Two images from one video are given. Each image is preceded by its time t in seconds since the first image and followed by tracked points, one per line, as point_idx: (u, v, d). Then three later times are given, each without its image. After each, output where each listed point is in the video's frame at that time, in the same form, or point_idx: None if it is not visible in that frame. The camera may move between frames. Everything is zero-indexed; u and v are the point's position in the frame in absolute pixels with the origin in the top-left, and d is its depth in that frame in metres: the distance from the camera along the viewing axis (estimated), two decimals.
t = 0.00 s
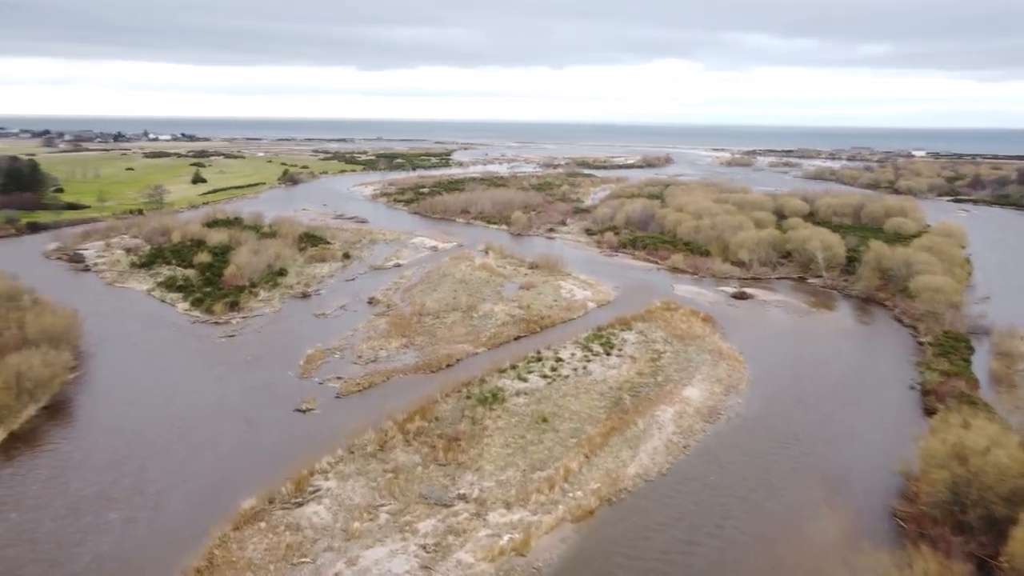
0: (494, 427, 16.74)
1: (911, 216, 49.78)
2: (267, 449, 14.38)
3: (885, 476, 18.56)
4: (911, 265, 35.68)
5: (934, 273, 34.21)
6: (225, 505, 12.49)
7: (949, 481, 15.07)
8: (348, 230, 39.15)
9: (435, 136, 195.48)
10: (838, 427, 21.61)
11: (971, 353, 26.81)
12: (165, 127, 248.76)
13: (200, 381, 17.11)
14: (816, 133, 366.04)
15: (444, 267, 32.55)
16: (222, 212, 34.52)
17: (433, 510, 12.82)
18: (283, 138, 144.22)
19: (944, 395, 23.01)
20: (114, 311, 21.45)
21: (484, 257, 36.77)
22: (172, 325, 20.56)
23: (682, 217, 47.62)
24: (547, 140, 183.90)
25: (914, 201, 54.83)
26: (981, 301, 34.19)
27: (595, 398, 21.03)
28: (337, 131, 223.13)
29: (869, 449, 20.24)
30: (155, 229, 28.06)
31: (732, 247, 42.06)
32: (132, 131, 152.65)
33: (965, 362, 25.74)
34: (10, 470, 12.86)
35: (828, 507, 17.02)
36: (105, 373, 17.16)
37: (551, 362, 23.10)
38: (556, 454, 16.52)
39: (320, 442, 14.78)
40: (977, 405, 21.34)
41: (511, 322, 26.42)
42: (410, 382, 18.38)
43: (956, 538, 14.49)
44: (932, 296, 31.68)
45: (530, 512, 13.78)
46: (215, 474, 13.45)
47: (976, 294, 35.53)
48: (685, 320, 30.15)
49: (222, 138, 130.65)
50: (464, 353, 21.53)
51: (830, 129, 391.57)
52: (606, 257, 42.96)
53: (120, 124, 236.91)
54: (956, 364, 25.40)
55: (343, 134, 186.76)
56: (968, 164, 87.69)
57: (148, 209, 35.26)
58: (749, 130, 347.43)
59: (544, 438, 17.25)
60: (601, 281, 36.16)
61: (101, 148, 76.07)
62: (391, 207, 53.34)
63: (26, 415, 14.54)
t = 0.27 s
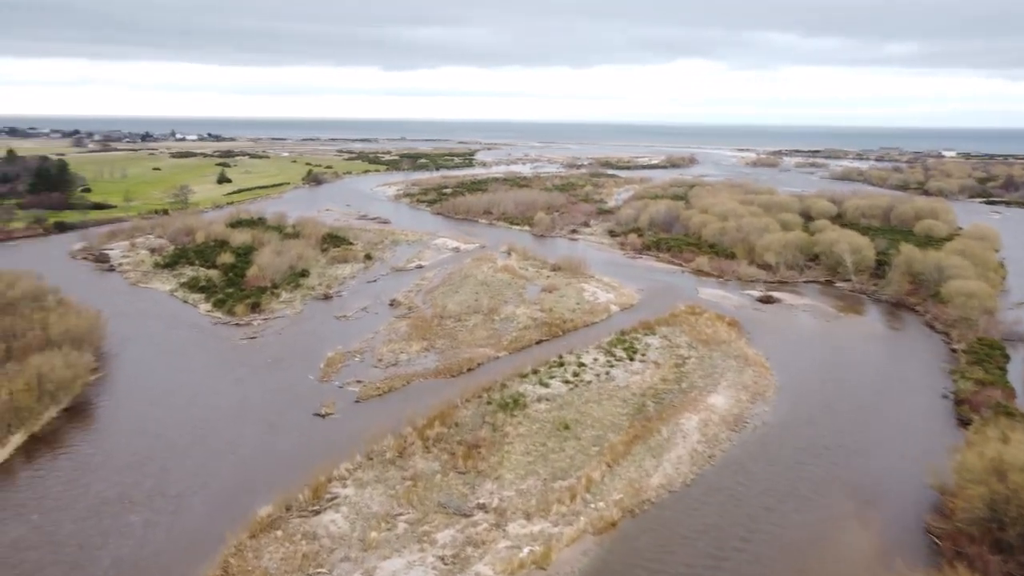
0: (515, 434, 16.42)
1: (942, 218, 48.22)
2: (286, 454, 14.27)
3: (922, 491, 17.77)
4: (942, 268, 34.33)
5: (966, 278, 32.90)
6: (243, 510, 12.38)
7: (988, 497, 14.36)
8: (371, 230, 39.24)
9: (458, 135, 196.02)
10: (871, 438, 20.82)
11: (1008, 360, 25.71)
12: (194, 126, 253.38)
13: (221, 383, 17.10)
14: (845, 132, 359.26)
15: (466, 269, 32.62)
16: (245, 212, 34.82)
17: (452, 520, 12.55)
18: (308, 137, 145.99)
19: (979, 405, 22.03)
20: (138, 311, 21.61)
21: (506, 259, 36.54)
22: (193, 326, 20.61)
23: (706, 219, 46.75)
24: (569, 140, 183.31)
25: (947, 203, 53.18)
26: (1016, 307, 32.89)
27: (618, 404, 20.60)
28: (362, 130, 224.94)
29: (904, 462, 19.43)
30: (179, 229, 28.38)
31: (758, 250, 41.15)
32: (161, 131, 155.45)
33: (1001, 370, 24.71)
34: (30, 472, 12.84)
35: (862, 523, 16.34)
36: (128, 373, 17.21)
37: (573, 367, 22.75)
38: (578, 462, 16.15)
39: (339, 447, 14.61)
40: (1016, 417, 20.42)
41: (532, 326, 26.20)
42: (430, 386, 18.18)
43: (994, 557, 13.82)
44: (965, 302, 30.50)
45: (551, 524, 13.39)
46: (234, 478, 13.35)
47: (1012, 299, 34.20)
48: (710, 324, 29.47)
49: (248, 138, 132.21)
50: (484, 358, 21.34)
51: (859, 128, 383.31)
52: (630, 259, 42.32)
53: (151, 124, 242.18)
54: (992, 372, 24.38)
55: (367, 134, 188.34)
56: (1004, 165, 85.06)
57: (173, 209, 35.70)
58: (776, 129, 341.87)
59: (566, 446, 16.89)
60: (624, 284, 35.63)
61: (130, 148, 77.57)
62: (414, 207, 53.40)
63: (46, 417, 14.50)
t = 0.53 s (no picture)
0: (531, 442, 16.11)
1: (969, 219, 46.81)
2: (299, 460, 14.11)
3: (953, 506, 17.06)
4: (969, 272, 32.94)
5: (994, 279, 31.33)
6: (256, 517, 12.24)
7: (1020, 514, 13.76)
8: (388, 231, 39.23)
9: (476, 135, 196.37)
10: (900, 449, 20.12)
11: None
12: (216, 126, 256.79)
13: (236, 387, 17.06)
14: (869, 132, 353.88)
15: (483, 271, 32.45)
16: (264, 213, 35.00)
17: (466, 531, 12.26)
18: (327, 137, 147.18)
19: (1010, 415, 21.24)
20: (155, 311, 21.67)
21: (524, 260, 36.25)
22: (209, 328, 20.60)
23: (727, 220, 45.98)
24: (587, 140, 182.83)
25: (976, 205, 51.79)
26: None
27: (637, 411, 20.20)
28: (380, 130, 225.90)
29: (934, 475, 18.72)
30: (197, 230, 28.59)
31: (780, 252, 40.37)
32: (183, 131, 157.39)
33: None
34: (44, 476, 12.78)
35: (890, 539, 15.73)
36: (143, 376, 17.20)
37: (591, 373, 22.38)
38: (595, 471, 15.79)
39: (353, 453, 14.43)
40: None
41: (549, 330, 25.90)
42: (445, 391, 17.95)
43: None
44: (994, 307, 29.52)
45: (568, 536, 13.02)
46: (246, 485, 13.21)
47: None
48: (731, 329, 28.84)
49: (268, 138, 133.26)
50: (500, 362, 21.16)
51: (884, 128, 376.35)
52: (648, 261, 41.74)
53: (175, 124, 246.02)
54: None
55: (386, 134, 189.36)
56: None
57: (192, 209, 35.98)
58: (798, 129, 337.06)
59: (583, 454, 16.54)
60: (643, 287, 35.11)
61: (152, 148, 78.61)
62: (432, 208, 53.34)
63: (61, 420, 14.42)
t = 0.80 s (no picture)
0: (545, 449, 15.82)
1: (993, 220, 45.53)
2: (310, 466, 13.96)
3: (983, 521, 16.42)
4: (994, 276, 31.75)
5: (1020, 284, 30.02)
6: (266, 524, 12.10)
7: None
8: (403, 232, 39.19)
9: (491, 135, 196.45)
10: (926, 460, 19.47)
11: None
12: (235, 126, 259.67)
13: (249, 389, 17.00)
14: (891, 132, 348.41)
15: (498, 273, 32.25)
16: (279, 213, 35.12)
17: (478, 542, 12.01)
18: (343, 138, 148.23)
19: None
20: (170, 313, 21.71)
21: (539, 262, 35.96)
22: (222, 330, 20.59)
23: (745, 222, 45.26)
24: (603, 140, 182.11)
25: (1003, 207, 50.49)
26: None
27: (653, 418, 19.81)
28: (397, 130, 226.46)
29: (963, 488, 18.06)
30: (213, 230, 28.76)
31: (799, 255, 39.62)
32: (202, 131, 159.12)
33: None
34: (55, 479, 12.74)
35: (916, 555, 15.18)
36: (157, 378, 17.20)
37: (607, 378, 22.03)
38: (610, 480, 15.44)
39: (364, 459, 14.26)
40: None
41: (564, 333, 25.58)
42: (459, 396, 17.73)
43: None
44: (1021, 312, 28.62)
45: (581, 548, 12.68)
46: (256, 491, 13.09)
47: None
48: (749, 334, 28.26)
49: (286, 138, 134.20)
50: (514, 367, 20.98)
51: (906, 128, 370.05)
52: (665, 263, 41.19)
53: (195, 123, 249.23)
54: None
55: (401, 134, 190.40)
56: None
57: (208, 210, 36.18)
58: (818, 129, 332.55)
59: (598, 463, 16.20)
60: (660, 289, 34.61)
61: (172, 148, 79.54)
62: (447, 209, 53.25)
63: (72, 423, 14.35)
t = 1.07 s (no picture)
0: (558, 457, 15.53)
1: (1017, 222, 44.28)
2: (320, 472, 13.82)
3: (1012, 539, 15.82)
4: (1017, 280, 30.60)
5: None
6: (275, 532, 11.96)
7: None
8: (417, 233, 39.13)
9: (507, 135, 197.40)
10: (952, 473, 18.84)
11: None
12: (253, 126, 262.25)
13: (260, 392, 16.91)
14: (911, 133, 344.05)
15: (512, 275, 32.04)
16: (294, 214, 35.24)
17: (488, 554, 11.76)
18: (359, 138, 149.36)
19: None
20: (182, 314, 21.71)
21: (554, 264, 35.66)
22: (235, 332, 20.56)
23: (762, 223, 44.56)
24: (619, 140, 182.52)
25: None
26: None
27: (669, 425, 19.44)
28: (412, 130, 227.00)
29: (992, 502, 17.43)
30: (227, 231, 28.91)
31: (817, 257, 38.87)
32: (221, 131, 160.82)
33: None
34: (66, 482, 12.71)
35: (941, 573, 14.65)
36: (169, 380, 17.18)
37: (622, 383, 21.67)
38: (625, 490, 15.09)
39: (375, 466, 14.08)
40: None
41: (579, 337, 25.27)
42: (471, 402, 17.52)
43: None
44: None
45: (595, 561, 12.36)
46: (266, 497, 12.96)
47: None
48: (767, 338, 27.68)
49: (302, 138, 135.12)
50: (527, 372, 20.75)
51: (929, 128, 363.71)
52: (680, 266, 40.65)
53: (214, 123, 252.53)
54: None
55: (417, 134, 191.79)
56: None
57: (224, 210, 36.39)
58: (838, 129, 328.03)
59: (612, 471, 15.88)
60: (675, 292, 34.12)
61: (189, 148, 80.36)
62: (462, 210, 53.12)
63: (82, 427, 14.32)
